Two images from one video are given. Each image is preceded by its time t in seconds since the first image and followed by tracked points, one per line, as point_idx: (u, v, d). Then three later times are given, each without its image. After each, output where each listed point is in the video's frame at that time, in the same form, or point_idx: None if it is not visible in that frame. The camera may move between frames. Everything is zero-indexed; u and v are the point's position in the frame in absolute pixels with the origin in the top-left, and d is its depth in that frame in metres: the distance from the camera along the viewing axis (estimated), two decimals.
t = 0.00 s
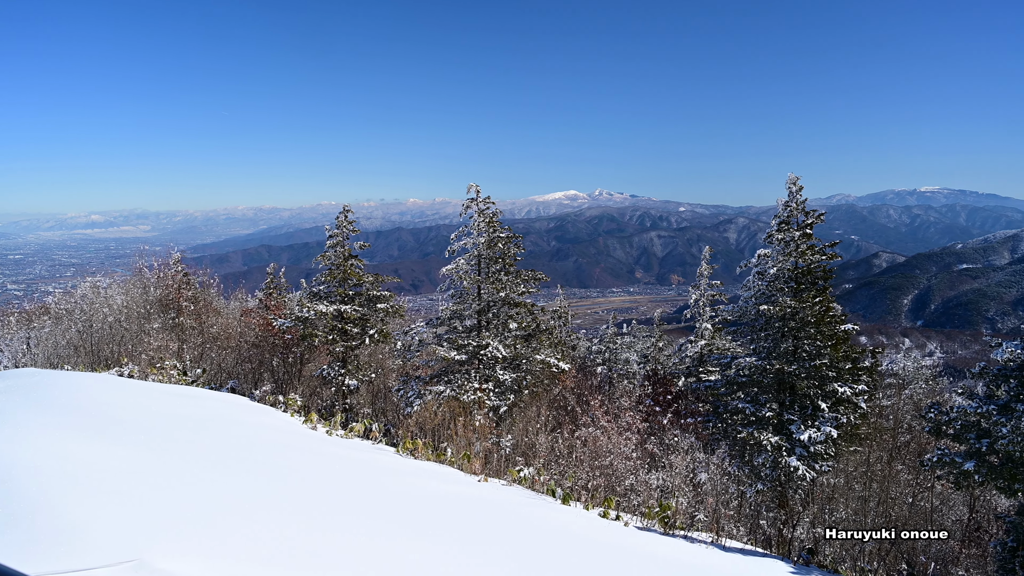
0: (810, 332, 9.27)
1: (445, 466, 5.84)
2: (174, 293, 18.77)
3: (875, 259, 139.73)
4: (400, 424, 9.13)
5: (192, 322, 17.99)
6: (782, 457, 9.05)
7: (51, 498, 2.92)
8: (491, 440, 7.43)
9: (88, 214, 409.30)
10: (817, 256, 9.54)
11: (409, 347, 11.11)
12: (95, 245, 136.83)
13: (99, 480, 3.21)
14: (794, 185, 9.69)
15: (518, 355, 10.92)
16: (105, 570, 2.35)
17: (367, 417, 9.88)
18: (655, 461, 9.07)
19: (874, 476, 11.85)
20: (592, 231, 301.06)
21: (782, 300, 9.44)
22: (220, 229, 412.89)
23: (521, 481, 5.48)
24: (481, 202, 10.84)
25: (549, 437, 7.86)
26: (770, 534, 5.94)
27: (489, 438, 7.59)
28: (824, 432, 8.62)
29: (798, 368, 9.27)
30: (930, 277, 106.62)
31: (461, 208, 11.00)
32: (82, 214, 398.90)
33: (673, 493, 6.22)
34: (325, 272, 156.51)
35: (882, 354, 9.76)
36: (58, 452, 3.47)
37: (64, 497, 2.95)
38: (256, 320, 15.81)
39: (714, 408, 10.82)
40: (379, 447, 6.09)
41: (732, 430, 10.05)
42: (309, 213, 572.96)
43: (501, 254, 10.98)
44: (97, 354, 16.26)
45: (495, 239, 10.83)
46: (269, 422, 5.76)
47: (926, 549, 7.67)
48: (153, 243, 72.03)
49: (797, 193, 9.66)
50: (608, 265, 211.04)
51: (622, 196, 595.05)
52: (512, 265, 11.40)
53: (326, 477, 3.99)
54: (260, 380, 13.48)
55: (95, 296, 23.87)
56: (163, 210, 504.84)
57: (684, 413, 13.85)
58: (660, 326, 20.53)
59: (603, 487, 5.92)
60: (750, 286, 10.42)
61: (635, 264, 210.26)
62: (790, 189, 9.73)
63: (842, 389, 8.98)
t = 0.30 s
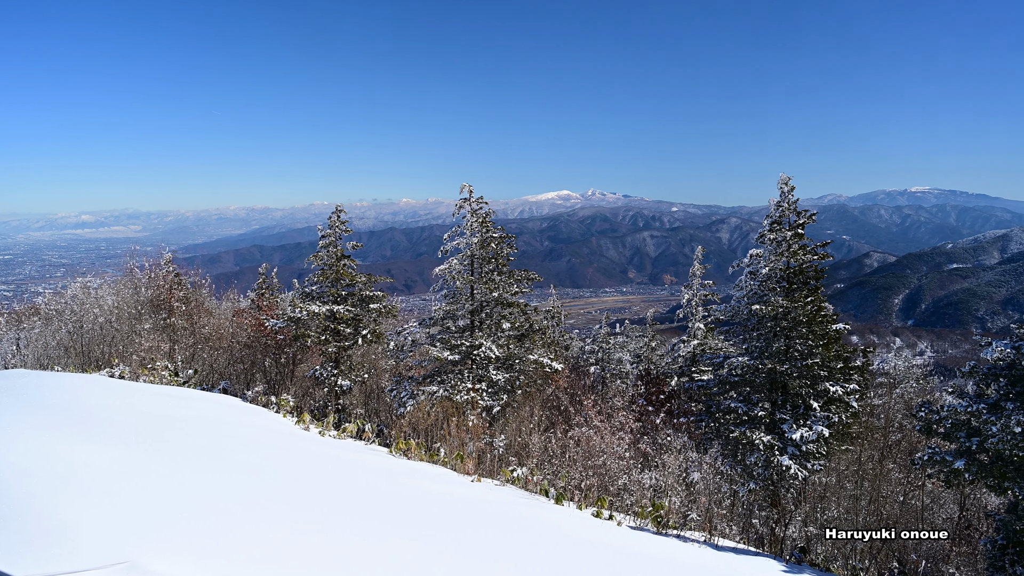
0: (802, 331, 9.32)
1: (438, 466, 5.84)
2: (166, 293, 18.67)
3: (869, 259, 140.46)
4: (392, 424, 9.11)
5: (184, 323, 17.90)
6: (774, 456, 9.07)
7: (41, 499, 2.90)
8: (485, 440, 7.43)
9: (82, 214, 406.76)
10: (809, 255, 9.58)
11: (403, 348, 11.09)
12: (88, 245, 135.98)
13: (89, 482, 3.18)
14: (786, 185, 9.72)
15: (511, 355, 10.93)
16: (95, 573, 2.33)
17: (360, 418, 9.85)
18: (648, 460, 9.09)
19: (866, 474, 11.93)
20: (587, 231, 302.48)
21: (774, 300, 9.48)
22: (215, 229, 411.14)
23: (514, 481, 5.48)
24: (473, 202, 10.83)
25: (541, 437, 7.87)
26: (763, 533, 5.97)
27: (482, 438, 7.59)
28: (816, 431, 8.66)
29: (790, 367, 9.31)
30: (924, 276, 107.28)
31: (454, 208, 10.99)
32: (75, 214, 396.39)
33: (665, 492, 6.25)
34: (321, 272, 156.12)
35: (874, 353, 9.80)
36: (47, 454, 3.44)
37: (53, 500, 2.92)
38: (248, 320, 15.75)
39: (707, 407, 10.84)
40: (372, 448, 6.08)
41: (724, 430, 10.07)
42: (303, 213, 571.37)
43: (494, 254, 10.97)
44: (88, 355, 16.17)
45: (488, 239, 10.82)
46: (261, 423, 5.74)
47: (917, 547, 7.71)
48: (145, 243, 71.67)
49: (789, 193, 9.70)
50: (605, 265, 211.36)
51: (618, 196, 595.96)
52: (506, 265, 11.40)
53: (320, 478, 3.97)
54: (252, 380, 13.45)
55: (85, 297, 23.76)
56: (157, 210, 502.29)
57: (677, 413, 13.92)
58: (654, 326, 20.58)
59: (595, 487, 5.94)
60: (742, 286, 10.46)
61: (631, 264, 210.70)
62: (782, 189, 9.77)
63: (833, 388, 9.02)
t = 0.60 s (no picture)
0: (794, 331, 9.35)
1: (431, 467, 5.83)
2: (158, 294, 18.58)
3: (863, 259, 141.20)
4: (385, 425, 9.09)
5: (176, 323, 17.81)
6: (766, 456, 9.11)
7: (29, 502, 2.86)
8: (478, 440, 7.44)
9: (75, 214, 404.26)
10: (801, 255, 9.61)
11: (395, 348, 11.06)
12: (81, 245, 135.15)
13: (79, 484, 3.15)
14: (778, 185, 9.76)
15: (504, 355, 10.95)
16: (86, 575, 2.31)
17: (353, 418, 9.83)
18: (642, 459, 9.12)
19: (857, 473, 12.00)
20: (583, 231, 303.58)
21: (766, 299, 9.52)
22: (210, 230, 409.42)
23: (507, 481, 5.48)
24: (467, 202, 10.82)
25: (535, 437, 7.89)
26: (755, 532, 6.00)
27: (476, 438, 7.59)
28: (808, 430, 8.70)
29: (782, 367, 9.35)
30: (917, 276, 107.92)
31: (447, 208, 10.97)
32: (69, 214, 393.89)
33: (659, 492, 6.27)
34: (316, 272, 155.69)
35: (865, 352, 9.86)
36: (36, 457, 3.40)
37: (43, 502, 2.89)
38: (240, 320, 15.69)
39: (700, 407, 10.87)
40: (365, 448, 6.06)
41: (717, 429, 10.10)
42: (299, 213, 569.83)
43: (487, 254, 10.97)
44: (79, 356, 16.07)
45: (481, 239, 10.81)
46: (251, 424, 5.71)
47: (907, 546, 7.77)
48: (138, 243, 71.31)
49: (781, 193, 9.74)
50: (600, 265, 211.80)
51: (614, 196, 597.01)
52: (498, 266, 11.39)
53: (313, 478, 3.95)
54: (244, 381, 13.43)
55: (76, 297, 23.63)
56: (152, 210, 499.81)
57: (670, 413, 13.99)
58: (647, 326, 20.64)
59: (589, 486, 5.95)
60: (734, 286, 10.49)
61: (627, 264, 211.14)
62: (774, 189, 9.81)
63: (825, 387, 9.06)
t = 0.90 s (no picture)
0: (787, 331, 9.39)
1: (425, 467, 5.83)
2: (149, 294, 18.45)
3: (857, 259, 142.05)
4: (378, 425, 9.07)
5: (167, 324, 17.71)
6: (759, 455, 9.14)
7: (17, 504, 2.84)
8: (471, 441, 7.43)
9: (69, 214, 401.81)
10: (793, 255, 9.65)
11: (389, 348, 11.04)
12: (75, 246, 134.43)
13: (68, 486, 3.13)
14: (770, 185, 9.79)
15: (498, 355, 10.96)
16: None
17: (346, 419, 9.81)
18: (635, 459, 9.15)
19: (849, 472, 12.07)
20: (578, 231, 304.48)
21: (759, 299, 9.55)
22: (206, 230, 407.75)
23: (501, 481, 5.48)
24: (460, 202, 10.80)
25: (529, 437, 7.89)
26: (748, 531, 6.02)
27: (469, 438, 7.59)
28: (800, 429, 8.74)
29: (774, 366, 9.39)
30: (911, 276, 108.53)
31: (440, 208, 10.94)
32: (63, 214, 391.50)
33: (652, 491, 6.29)
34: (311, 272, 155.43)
35: (857, 352, 9.91)
36: (24, 458, 3.37)
37: (31, 504, 2.86)
38: (232, 321, 15.63)
39: (693, 407, 10.88)
40: (358, 449, 6.05)
41: (710, 429, 10.11)
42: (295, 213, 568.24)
43: (480, 254, 10.96)
44: (69, 357, 15.95)
45: (474, 239, 10.81)
46: (243, 424, 5.69)
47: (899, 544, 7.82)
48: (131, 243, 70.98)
49: (774, 193, 9.77)
50: (596, 265, 212.19)
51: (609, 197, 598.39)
52: (492, 265, 11.38)
53: (304, 478, 3.95)
54: (237, 382, 13.38)
55: (66, 297, 23.54)
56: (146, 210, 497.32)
57: (663, 412, 14.06)
58: (640, 326, 20.66)
59: (582, 486, 5.97)
60: (727, 286, 10.52)
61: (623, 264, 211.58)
62: (766, 190, 9.84)
63: (817, 386, 9.11)
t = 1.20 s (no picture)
0: (779, 330, 9.43)
1: (418, 468, 5.81)
2: (141, 295, 17.42)
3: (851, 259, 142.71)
4: (372, 425, 9.05)
5: (160, 325, 17.63)
6: (752, 454, 9.17)
7: (8, 505, 2.82)
8: (465, 441, 7.43)
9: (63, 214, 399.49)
10: (786, 255, 9.69)
11: (382, 348, 11.01)
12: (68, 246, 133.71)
13: (60, 487, 3.12)
14: (763, 186, 9.82)
15: (492, 355, 10.95)
16: None
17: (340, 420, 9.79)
18: (629, 459, 9.17)
19: (842, 471, 12.13)
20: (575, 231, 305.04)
21: (752, 299, 9.58)
22: (201, 230, 406.17)
23: (495, 481, 5.49)
24: (453, 202, 10.79)
25: (523, 437, 7.89)
26: (741, 530, 6.04)
27: (463, 438, 7.59)
28: (793, 429, 8.78)
29: (767, 365, 9.42)
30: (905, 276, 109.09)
31: (434, 208, 10.92)
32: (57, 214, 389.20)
33: (645, 491, 6.31)
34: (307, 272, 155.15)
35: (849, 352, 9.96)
36: (15, 460, 3.35)
37: (22, 505, 2.85)
38: (225, 321, 15.57)
39: (686, 406, 10.90)
40: (352, 450, 6.04)
41: (704, 428, 10.13)
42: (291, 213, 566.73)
43: (474, 254, 10.95)
44: (61, 358, 15.88)
45: (468, 239, 10.80)
46: (238, 425, 5.68)
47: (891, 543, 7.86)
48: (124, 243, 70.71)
49: (766, 193, 9.80)
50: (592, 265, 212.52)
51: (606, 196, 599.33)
52: (485, 265, 11.37)
53: (298, 480, 3.94)
54: (229, 383, 13.35)
55: (57, 298, 23.47)
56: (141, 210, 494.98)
57: (657, 412, 14.10)
58: (633, 326, 20.70)
59: (576, 486, 5.98)
60: (720, 286, 10.55)
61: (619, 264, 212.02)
62: (759, 190, 9.87)
63: (810, 386, 9.15)
